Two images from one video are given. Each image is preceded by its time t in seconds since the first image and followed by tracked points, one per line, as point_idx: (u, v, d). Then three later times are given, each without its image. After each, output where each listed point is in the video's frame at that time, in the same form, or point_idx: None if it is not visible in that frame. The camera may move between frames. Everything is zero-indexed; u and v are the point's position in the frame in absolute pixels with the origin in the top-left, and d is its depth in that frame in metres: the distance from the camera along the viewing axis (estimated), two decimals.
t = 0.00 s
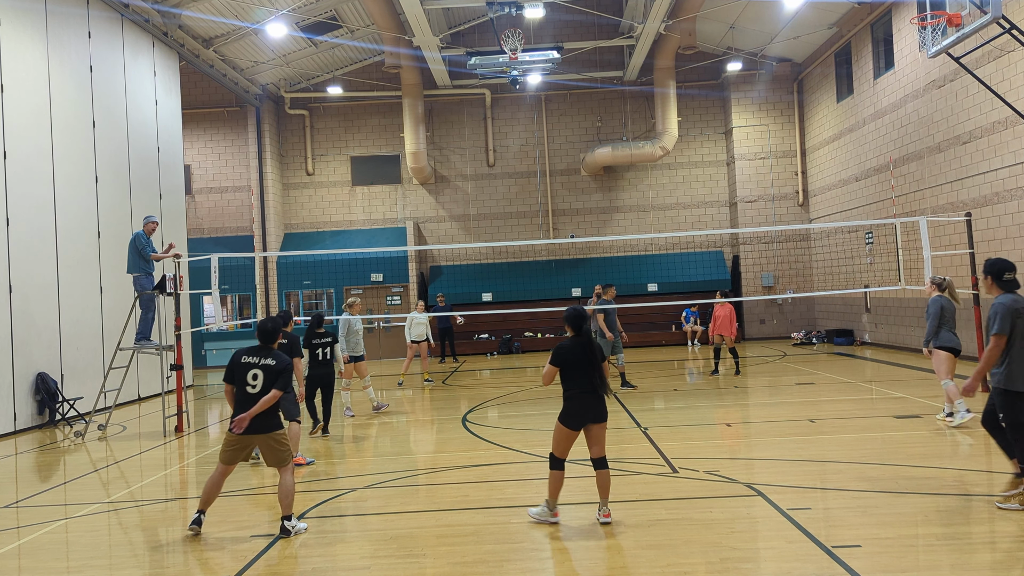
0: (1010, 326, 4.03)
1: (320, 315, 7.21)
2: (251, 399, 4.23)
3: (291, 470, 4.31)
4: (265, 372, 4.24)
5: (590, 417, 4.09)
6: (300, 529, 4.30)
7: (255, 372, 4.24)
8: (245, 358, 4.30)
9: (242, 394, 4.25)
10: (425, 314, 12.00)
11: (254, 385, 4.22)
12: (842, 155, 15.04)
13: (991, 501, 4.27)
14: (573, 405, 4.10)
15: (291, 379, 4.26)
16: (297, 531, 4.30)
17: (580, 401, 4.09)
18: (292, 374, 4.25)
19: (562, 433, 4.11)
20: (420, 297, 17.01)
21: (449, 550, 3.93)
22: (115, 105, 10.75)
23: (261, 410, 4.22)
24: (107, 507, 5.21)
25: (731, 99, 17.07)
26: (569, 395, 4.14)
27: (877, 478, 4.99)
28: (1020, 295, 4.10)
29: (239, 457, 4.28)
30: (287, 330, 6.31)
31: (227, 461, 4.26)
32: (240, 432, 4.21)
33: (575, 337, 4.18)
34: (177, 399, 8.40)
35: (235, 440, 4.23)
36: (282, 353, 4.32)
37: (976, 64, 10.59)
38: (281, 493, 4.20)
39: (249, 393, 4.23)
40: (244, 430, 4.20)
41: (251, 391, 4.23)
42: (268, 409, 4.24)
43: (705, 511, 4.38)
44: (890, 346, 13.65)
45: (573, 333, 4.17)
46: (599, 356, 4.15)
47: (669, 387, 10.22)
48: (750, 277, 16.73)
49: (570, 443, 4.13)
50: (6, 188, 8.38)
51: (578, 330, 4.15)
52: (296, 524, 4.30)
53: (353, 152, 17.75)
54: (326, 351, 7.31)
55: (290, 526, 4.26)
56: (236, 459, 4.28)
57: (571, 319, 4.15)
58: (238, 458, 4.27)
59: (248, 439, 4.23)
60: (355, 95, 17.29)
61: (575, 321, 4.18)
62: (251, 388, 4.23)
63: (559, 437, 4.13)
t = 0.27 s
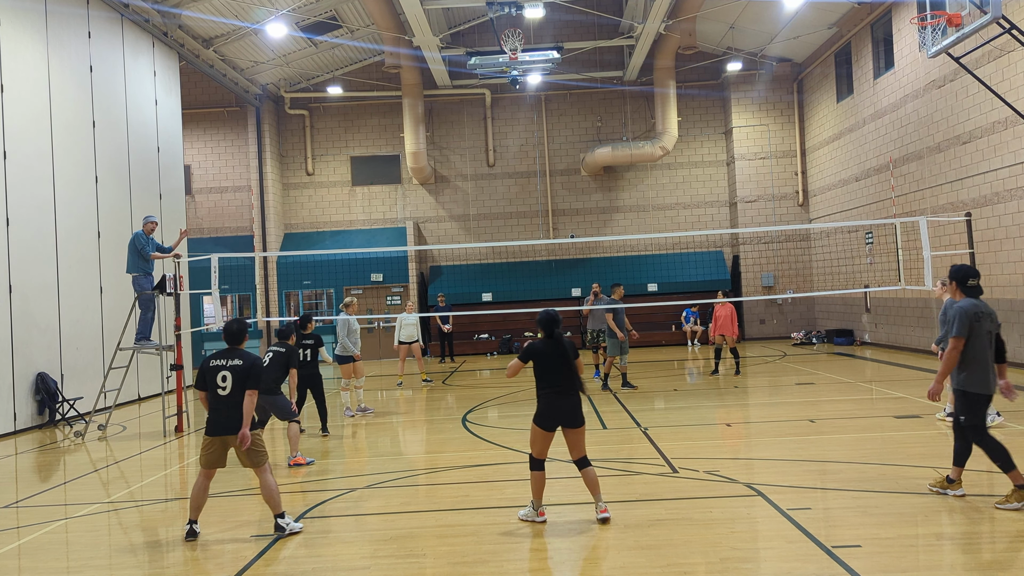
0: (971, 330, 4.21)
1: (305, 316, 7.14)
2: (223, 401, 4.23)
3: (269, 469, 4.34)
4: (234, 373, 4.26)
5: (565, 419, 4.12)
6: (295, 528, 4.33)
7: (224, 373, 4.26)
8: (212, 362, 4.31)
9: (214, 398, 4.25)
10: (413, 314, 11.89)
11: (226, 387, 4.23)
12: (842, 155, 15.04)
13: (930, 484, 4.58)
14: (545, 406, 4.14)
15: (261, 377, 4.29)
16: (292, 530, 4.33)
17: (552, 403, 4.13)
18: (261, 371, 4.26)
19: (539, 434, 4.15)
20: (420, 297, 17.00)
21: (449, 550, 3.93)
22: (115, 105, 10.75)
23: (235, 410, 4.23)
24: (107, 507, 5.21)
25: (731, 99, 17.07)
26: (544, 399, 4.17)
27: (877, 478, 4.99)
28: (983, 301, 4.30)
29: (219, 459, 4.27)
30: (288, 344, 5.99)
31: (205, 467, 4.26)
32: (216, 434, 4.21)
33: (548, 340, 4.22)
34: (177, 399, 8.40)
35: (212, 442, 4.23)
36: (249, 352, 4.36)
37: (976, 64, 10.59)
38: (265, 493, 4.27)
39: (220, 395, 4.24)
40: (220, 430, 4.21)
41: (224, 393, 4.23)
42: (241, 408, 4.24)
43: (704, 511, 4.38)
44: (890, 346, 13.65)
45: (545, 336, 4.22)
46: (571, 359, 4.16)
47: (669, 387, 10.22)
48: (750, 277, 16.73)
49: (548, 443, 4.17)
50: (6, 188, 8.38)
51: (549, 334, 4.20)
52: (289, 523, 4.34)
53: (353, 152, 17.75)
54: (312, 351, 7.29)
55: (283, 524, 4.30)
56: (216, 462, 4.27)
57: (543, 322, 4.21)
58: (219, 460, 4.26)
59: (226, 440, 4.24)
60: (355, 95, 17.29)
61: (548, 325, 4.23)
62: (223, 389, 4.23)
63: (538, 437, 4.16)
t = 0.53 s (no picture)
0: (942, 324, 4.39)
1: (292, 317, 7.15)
2: (219, 401, 4.22)
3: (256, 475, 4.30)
4: (230, 373, 4.26)
5: (551, 417, 4.17)
6: (272, 536, 4.23)
7: (220, 373, 4.26)
8: (207, 363, 4.31)
9: (209, 398, 4.23)
10: (411, 314, 11.91)
11: (221, 386, 4.22)
12: (842, 155, 15.04)
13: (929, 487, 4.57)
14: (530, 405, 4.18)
15: (258, 376, 4.34)
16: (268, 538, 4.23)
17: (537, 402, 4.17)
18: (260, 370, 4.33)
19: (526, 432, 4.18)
20: (420, 297, 17.00)
21: (449, 550, 3.93)
22: (115, 105, 10.75)
23: (231, 409, 4.22)
24: (107, 507, 5.21)
25: (731, 99, 17.07)
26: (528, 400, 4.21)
27: (876, 478, 4.99)
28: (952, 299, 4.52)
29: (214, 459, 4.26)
30: (295, 352, 6.51)
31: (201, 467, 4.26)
32: (213, 433, 4.21)
33: (532, 343, 4.25)
34: (177, 399, 8.40)
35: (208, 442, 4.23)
36: (244, 353, 4.40)
37: (976, 64, 10.59)
38: (248, 498, 4.18)
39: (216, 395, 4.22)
40: (217, 430, 4.19)
41: (219, 393, 4.22)
42: (239, 407, 4.25)
43: (705, 511, 4.38)
44: (890, 346, 13.65)
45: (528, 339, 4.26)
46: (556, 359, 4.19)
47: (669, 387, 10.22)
48: (750, 277, 16.72)
49: (538, 442, 4.20)
50: (6, 188, 8.38)
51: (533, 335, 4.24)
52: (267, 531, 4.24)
53: (353, 152, 17.75)
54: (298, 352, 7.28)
55: (259, 531, 4.20)
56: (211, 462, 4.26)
57: (527, 325, 4.26)
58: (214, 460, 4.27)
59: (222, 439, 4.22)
60: (355, 95, 17.29)
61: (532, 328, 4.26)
62: (218, 389, 4.23)
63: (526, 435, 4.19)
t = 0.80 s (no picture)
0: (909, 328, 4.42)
1: (280, 319, 7.18)
2: (217, 402, 4.23)
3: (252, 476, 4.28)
4: (231, 375, 4.26)
5: (547, 419, 4.18)
6: (272, 536, 4.24)
7: (220, 374, 4.26)
8: (209, 363, 4.32)
9: (207, 399, 4.24)
10: (412, 314, 11.90)
11: (220, 388, 4.23)
12: (842, 155, 15.04)
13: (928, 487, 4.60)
14: (533, 406, 4.15)
15: (259, 381, 4.35)
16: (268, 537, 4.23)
17: (541, 402, 4.14)
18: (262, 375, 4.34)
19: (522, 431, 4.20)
20: (420, 297, 17.00)
21: (449, 550, 3.93)
22: (115, 105, 10.75)
23: (228, 411, 4.23)
24: (107, 507, 5.21)
25: (731, 99, 17.07)
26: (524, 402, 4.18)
27: (876, 479, 4.99)
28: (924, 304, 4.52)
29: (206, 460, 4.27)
30: (295, 351, 6.50)
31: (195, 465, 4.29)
32: (205, 435, 4.18)
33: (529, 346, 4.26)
34: (177, 399, 8.40)
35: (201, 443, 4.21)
36: (247, 356, 4.40)
37: (976, 64, 10.59)
38: (246, 501, 4.16)
39: (214, 396, 4.23)
40: (210, 431, 4.18)
41: (217, 394, 4.23)
42: (236, 411, 4.26)
43: (704, 511, 4.38)
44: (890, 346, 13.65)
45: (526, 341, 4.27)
46: (555, 362, 4.24)
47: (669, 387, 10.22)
48: (750, 277, 16.73)
49: (534, 441, 4.22)
50: (6, 188, 8.38)
51: (533, 338, 4.25)
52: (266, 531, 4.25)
53: (353, 152, 17.75)
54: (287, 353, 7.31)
55: (258, 532, 4.21)
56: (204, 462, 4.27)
57: (525, 327, 4.27)
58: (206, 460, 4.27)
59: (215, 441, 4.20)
60: (355, 95, 17.29)
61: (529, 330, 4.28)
62: (217, 390, 4.23)
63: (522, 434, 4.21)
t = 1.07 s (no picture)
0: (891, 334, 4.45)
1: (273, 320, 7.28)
2: (199, 408, 4.23)
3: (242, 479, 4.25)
4: (211, 382, 4.27)
5: (552, 420, 4.17)
6: (271, 535, 4.22)
7: (201, 382, 4.27)
8: (190, 371, 4.33)
9: (189, 406, 4.24)
10: (414, 314, 11.90)
11: (201, 394, 4.24)
12: (842, 155, 15.04)
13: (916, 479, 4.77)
14: (537, 407, 4.17)
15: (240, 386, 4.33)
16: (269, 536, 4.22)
17: (546, 403, 4.15)
18: (241, 380, 4.32)
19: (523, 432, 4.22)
20: (420, 297, 17.00)
21: (449, 551, 3.92)
22: (115, 105, 10.75)
23: (210, 418, 4.22)
24: (107, 507, 5.21)
25: (731, 99, 17.07)
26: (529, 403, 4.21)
27: (877, 479, 4.99)
28: (905, 306, 4.55)
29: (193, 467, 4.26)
30: (296, 352, 6.52)
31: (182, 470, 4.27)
32: (189, 442, 4.18)
33: (533, 349, 4.27)
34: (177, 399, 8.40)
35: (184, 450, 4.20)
36: (228, 362, 4.40)
37: (976, 64, 10.59)
38: (239, 501, 4.18)
39: (195, 403, 4.24)
40: (193, 438, 4.18)
41: (198, 401, 4.23)
42: (218, 417, 4.24)
43: (705, 511, 4.38)
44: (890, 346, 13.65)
45: (529, 344, 4.28)
46: (559, 363, 4.25)
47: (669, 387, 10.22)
48: (750, 277, 16.73)
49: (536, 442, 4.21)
50: (6, 189, 8.38)
51: (534, 341, 4.25)
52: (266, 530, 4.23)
53: (353, 152, 17.75)
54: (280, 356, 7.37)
55: (258, 531, 4.20)
56: (191, 469, 4.27)
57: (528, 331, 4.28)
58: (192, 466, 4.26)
59: (199, 447, 4.20)
60: (355, 95, 17.29)
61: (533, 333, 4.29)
62: (199, 397, 4.24)
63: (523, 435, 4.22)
